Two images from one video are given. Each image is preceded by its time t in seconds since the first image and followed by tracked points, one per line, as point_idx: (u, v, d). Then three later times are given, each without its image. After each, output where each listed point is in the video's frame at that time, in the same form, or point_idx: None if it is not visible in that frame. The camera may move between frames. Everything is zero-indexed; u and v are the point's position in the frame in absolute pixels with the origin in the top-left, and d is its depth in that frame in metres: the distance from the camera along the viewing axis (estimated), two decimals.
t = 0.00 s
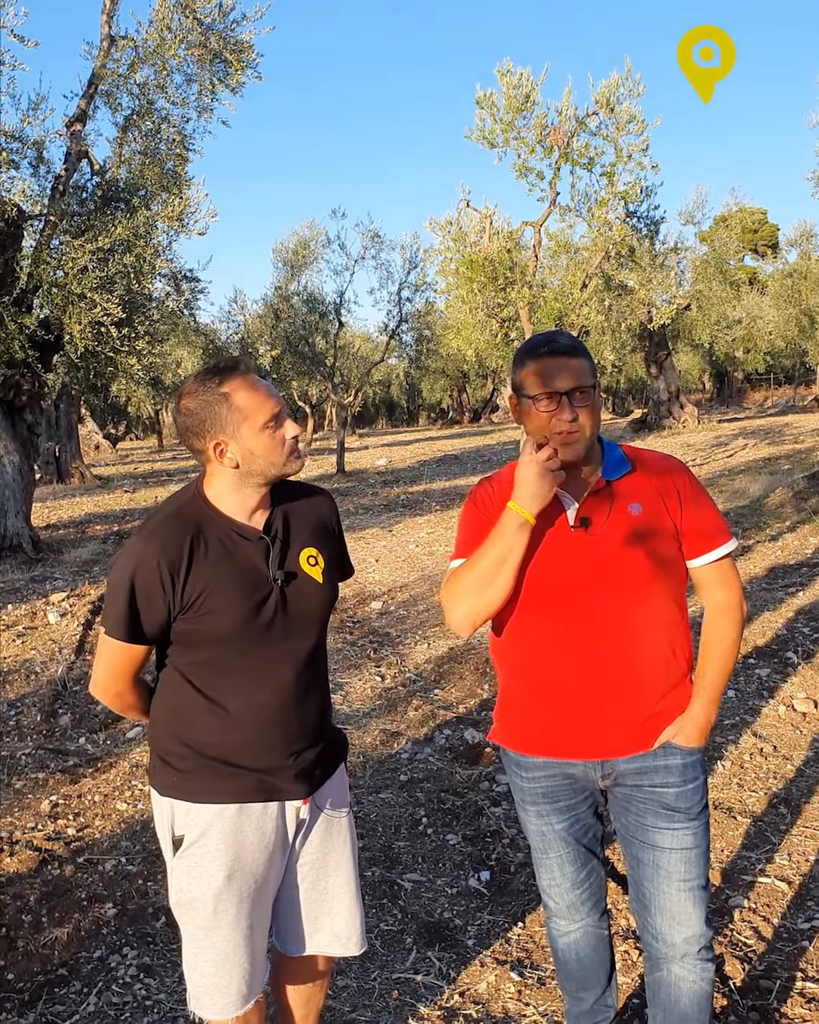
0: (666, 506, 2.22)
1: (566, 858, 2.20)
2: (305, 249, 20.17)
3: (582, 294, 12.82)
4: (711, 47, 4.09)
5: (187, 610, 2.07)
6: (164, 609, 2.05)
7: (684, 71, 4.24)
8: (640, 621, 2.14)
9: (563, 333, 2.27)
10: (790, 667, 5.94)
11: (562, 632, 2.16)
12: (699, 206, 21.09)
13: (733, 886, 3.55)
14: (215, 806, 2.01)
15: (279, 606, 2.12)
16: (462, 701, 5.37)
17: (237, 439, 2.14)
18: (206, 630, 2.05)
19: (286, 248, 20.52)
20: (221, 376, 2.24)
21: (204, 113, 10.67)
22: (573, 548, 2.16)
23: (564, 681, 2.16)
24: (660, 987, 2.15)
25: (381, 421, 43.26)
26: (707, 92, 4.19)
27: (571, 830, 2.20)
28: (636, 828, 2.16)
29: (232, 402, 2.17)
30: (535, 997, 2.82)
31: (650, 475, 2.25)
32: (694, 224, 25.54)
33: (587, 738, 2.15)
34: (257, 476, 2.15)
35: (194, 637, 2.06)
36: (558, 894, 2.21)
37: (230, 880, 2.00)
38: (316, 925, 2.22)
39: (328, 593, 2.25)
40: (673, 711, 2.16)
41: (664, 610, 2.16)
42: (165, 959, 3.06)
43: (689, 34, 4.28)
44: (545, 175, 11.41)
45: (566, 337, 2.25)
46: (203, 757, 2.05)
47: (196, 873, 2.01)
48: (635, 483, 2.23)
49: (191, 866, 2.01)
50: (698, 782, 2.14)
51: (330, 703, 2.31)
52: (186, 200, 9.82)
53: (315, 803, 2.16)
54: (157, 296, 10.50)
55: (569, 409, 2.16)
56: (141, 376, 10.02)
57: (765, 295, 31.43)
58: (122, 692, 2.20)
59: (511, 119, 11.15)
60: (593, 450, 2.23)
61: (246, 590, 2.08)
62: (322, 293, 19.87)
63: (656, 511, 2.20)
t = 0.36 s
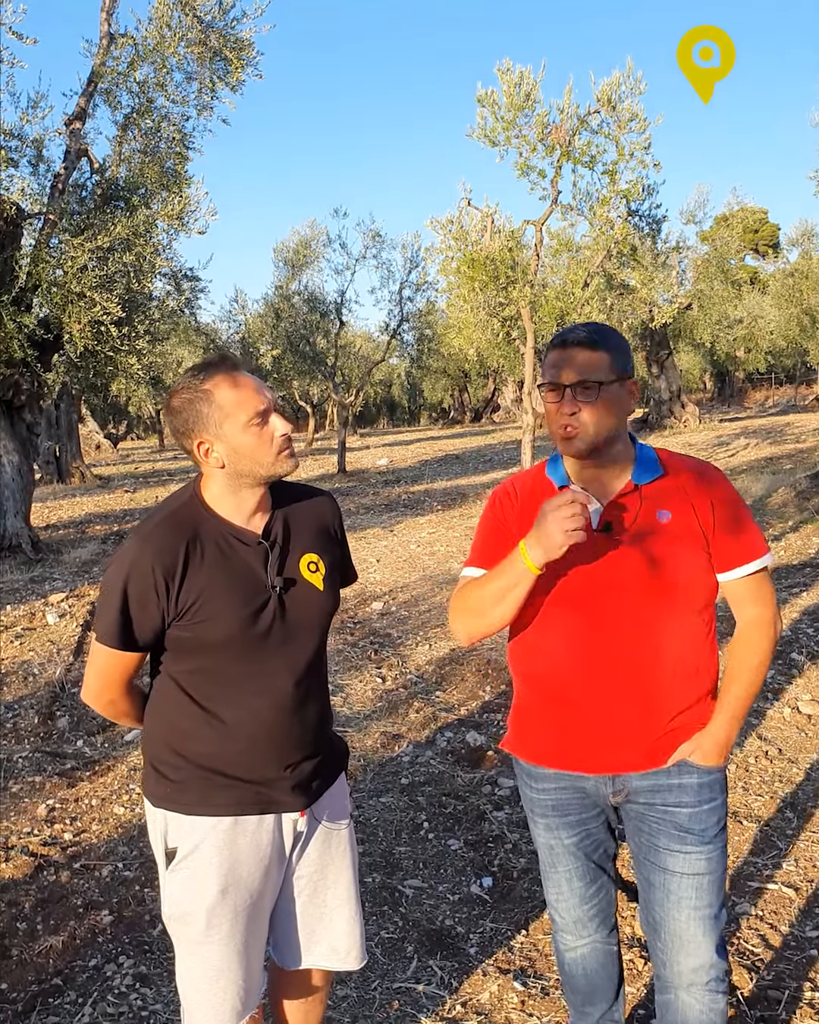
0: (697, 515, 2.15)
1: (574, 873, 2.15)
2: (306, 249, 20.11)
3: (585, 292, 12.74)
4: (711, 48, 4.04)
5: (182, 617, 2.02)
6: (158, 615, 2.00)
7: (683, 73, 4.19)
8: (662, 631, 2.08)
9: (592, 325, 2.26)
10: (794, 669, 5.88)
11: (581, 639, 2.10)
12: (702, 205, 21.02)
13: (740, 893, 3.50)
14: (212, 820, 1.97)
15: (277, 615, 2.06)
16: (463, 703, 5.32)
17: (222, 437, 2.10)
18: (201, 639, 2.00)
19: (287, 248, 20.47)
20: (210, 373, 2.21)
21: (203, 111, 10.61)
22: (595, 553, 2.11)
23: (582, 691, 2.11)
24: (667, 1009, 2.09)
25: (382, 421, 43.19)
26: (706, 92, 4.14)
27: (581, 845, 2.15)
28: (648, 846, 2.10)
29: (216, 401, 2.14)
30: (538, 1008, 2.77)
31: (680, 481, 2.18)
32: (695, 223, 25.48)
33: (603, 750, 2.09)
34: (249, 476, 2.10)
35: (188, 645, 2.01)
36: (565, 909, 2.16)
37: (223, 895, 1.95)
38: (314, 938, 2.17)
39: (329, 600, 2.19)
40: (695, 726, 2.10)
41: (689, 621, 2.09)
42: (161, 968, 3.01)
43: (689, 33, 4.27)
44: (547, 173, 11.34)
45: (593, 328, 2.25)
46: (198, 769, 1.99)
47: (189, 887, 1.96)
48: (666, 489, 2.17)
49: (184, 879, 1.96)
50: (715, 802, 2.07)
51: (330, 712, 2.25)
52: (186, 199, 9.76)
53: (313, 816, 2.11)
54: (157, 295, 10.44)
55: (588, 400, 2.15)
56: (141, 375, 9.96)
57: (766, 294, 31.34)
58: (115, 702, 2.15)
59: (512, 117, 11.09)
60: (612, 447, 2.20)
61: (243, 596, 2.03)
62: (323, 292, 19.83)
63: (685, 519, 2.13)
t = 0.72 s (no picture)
0: (748, 518, 2.01)
1: (585, 888, 2.10)
2: (306, 248, 20.05)
3: (586, 291, 12.68)
4: (711, 46, 4.00)
5: (175, 624, 1.96)
6: (151, 622, 1.95)
7: (683, 72, 4.16)
8: (697, 640, 2.00)
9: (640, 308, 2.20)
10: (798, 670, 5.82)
11: (612, 639, 2.08)
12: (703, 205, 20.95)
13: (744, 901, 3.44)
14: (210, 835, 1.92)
15: (274, 622, 2.01)
16: (464, 705, 5.27)
17: (220, 433, 2.06)
18: (195, 647, 1.95)
19: (287, 247, 20.43)
20: (193, 372, 2.16)
21: (203, 110, 10.56)
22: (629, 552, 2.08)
23: (612, 692, 2.08)
24: None
25: (382, 421, 43.12)
26: (707, 90, 4.09)
27: (596, 859, 2.10)
28: (671, 863, 2.05)
29: (209, 395, 2.10)
30: (539, 1019, 2.72)
31: (734, 482, 2.06)
32: (696, 224, 25.42)
33: (630, 756, 2.04)
34: (248, 471, 2.07)
35: (183, 654, 1.96)
36: (572, 923, 2.11)
37: (219, 911, 1.90)
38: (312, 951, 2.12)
39: (327, 605, 2.15)
40: (732, 742, 2.00)
41: (727, 632, 2.00)
42: (155, 978, 2.96)
43: (690, 34, 4.22)
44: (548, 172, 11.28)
45: (638, 311, 2.19)
46: (191, 782, 1.95)
47: (185, 902, 1.92)
48: (715, 486, 2.07)
49: (179, 894, 1.93)
50: (742, 824, 1.99)
51: (328, 719, 2.20)
52: (186, 198, 9.71)
53: (311, 827, 2.06)
54: (157, 294, 10.39)
55: (625, 387, 2.10)
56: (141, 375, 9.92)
57: (767, 294, 31.26)
58: (104, 712, 2.10)
59: (513, 115, 11.04)
60: (660, 438, 2.13)
61: (240, 602, 1.98)
62: (323, 292, 19.78)
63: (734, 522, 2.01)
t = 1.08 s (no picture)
0: (795, 528, 1.94)
1: (591, 905, 2.03)
2: (306, 247, 19.99)
3: (586, 290, 12.63)
4: (710, 44, 3.96)
5: (171, 628, 1.91)
6: (146, 625, 1.89)
7: (684, 71, 4.12)
8: (736, 652, 1.92)
9: (690, 297, 2.10)
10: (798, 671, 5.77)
11: (647, 646, 2.00)
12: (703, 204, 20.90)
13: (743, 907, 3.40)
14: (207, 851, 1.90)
15: (270, 624, 1.99)
16: (461, 707, 5.23)
17: (204, 423, 2.05)
18: (190, 652, 1.91)
19: (287, 247, 20.38)
20: (169, 366, 2.14)
21: (201, 109, 10.52)
22: (668, 554, 1.99)
23: (644, 702, 2.00)
24: None
25: (383, 421, 43.05)
26: (707, 89, 4.05)
27: (607, 877, 2.03)
28: (692, 881, 1.99)
29: (190, 386, 2.08)
30: None
31: (782, 488, 1.98)
32: (696, 223, 25.36)
33: (663, 769, 1.97)
34: (236, 462, 2.06)
35: (179, 658, 1.92)
36: (573, 941, 2.05)
37: (215, 927, 1.89)
38: (300, 951, 2.16)
39: (318, 606, 2.14)
40: (769, 761, 1.94)
41: (768, 646, 1.92)
42: (145, 984, 2.93)
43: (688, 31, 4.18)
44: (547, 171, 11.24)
45: (687, 299, 2.08)
46: (184, 790, 1.91)
47: (179, 922, 1.89)
48: (762, 492, 1.99)
49: (173, 913, 1.89)
50: (770, 846, 1.93)
51: (314, 720, 2.19)
52: (184, 197, 9.67)
53: (302, 832, 2.07)
54: (155, 293, 10.35)
55: (663, 379, 2.02)
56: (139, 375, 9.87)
57: (768, 294, 31.17)
58: (89, 720, 2.03)
59: (512, 114, 11.00)
60: (699, 436, 2.04)
61: (237, 603, 1.95)
62: (323, 291, 19.72)
63: (781, 532, 1.94)
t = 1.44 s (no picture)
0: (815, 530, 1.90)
1: (591, 906, 1.99)
2: (309, 248, 19.99)
3: (588, 290, 12.62)
4: (708, 44, 3.95)
5: (160, 631, 1.91)
6: (135, 627, 1.88)
7: (682, 71, 4.11)
8: (749, 653, 1.88)
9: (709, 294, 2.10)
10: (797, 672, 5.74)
11: (658, 643, 1.96)
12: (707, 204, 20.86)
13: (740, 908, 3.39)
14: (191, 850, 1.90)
15: (258, 627, 2.01)
16: (460, 706, 5.23)
17: (199, 430, 2.05)
18: (177, 655, 1.91)
19: (290, 247, 20.37)
20: (165, 365, 2.12)
21: (204, 110, 10.54)
22: (685, 552, 1.96)
23: (654, 701, 1.96)
24: None
25: (386, 421, 43.03)
26: (705, 88, 4.04)
27: (609, 877, 1.99)
28: (697, 885, 1.94)
29: (188, 390, 2.08)
30: None
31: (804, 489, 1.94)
32: (700, 223, 25.31)
33: (670, 770, 1.93)
34: (228, 468, 2.07)
35: (166, 659, 1.91)
36: (572, 943, 2.00)
37: (201, 926, 1.90)
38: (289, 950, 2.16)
39: (304, 608, 2.16)
40: (781, 767, 1.89)
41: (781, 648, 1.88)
42: (140, 981, 2.93)
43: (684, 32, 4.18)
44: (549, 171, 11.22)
45: (707, 296, 2.09)
46: (168, 793, 1.91)
47: (164, 923, 1.89)
48: (783, 492, 1.94)
49: (158, 914, 1.89)
50: (778, 853, 1.89)
51: (298, 721, 2.20)
52: (186, 197, 9.68)
53: (287, 829, 2.08)
54: (158, 294, 10.36)
55: (683, 374, 2.01)
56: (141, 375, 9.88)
57: (772, 295, 31.09)
58: (73, 724, 2.01)
59: (514, 114, 10.99)
60: (722, 429, 2.02)
61: (225, 606, 1.96)
62: (325, 291, 19.70)
63: (800, 532, 1.90)
